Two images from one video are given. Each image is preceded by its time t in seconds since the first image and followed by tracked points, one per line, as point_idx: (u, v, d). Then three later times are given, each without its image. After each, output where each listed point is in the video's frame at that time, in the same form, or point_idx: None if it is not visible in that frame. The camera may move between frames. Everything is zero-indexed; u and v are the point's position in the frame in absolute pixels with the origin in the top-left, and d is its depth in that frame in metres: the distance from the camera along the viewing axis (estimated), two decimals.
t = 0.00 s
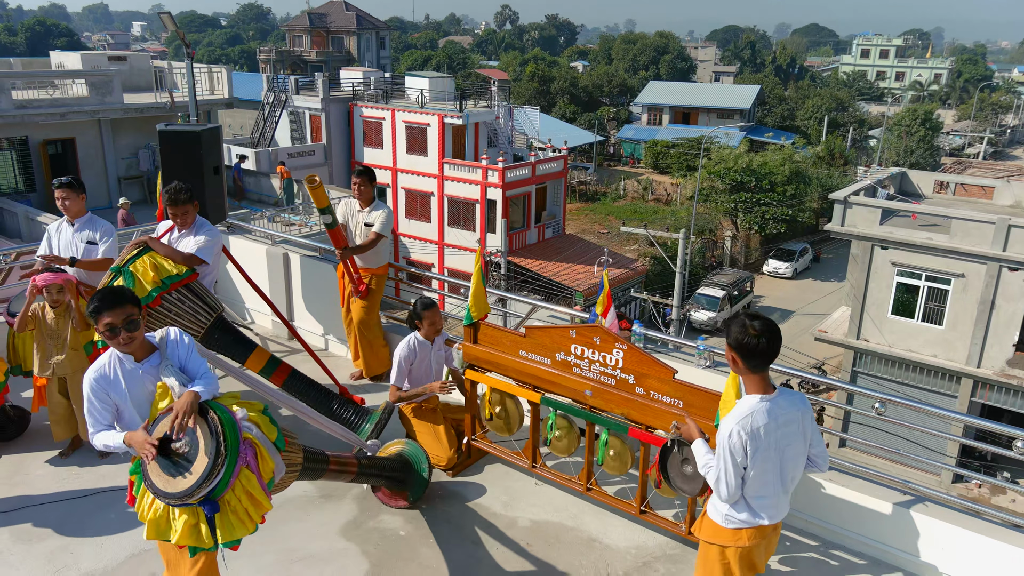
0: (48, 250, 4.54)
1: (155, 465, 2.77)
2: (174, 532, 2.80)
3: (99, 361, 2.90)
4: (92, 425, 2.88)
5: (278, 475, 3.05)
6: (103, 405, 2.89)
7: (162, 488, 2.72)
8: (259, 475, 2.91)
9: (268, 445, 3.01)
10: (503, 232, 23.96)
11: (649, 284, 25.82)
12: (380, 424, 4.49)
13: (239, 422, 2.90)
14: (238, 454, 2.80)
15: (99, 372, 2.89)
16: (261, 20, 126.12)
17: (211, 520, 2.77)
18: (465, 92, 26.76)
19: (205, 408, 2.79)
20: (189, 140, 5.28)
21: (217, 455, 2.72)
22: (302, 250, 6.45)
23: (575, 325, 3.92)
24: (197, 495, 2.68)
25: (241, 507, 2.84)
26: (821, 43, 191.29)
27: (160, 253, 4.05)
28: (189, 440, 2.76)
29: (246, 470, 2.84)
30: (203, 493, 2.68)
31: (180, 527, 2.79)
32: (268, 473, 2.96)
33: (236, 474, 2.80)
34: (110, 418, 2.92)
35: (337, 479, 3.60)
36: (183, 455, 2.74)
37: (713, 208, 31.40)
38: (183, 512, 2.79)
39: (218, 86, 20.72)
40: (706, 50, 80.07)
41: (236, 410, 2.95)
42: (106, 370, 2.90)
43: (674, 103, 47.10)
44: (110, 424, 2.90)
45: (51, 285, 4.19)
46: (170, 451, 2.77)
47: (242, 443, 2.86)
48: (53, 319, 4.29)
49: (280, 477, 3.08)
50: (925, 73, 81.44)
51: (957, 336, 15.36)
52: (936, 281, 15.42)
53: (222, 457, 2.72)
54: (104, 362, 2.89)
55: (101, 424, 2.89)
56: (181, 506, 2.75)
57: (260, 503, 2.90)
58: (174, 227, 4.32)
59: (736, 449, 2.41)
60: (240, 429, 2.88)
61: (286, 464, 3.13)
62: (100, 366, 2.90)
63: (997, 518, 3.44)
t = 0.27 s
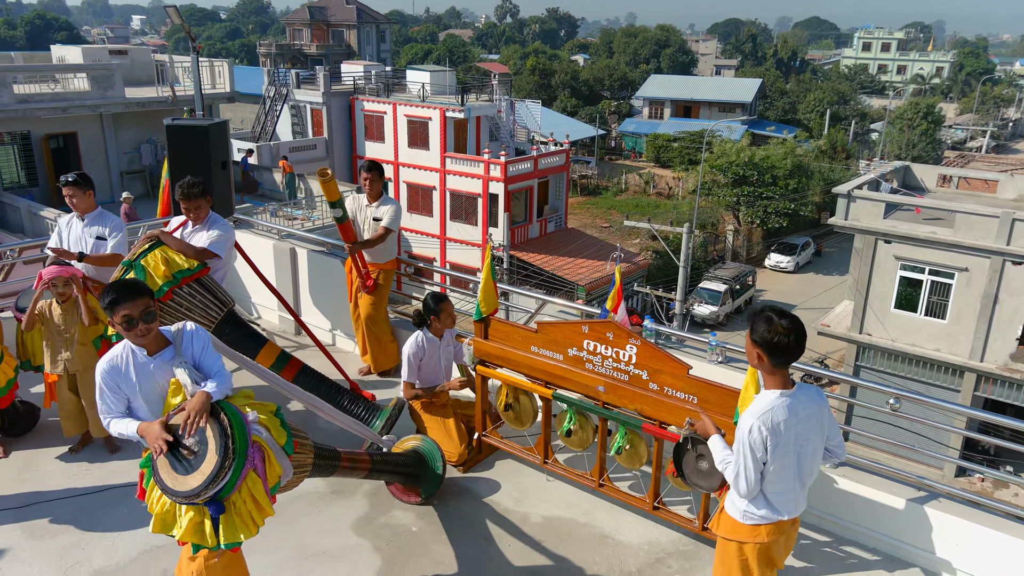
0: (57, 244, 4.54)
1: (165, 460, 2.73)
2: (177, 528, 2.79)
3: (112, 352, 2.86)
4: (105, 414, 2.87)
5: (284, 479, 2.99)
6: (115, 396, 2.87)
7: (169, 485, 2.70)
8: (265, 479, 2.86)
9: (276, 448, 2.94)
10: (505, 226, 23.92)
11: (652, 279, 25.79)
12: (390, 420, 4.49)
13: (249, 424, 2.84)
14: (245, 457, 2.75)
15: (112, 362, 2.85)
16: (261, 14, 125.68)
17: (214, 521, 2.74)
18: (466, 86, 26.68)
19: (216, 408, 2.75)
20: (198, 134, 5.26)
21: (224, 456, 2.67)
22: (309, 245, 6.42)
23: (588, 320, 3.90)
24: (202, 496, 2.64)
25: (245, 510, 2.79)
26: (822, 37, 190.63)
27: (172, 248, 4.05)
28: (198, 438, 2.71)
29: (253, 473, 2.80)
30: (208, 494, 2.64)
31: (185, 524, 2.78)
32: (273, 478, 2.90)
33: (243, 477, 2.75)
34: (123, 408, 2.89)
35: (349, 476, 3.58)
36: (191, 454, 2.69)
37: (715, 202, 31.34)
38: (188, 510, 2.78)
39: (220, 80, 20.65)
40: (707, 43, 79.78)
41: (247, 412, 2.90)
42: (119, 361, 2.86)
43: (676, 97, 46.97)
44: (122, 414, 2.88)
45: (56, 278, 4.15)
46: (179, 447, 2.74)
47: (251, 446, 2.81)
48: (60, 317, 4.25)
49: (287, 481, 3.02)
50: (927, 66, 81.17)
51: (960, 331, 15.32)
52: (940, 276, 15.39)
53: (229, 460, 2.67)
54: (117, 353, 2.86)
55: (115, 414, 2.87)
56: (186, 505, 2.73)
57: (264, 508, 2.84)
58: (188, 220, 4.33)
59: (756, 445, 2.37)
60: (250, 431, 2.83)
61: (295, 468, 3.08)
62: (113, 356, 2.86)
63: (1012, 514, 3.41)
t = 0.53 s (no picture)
0: (66, 241, 4.51)
1: (183, 461, 2.72)
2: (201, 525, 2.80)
3: (129, 350, 2.84)
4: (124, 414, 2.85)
5: (307, 473, 3.00)
6: (131, 395, 2.84)
7: (190, 483, 2.69)
8: (287, 473, 2.86)
9: (297, 443, 2.95)
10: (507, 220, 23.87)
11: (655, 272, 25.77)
12: (402, 416, 4.47)
13: (268, 420, 2.84)
14: (266, 453, 2.75)
15: (128, 362, 2.82)
16: (261, 7, 125.43)
17: (237, 517, 2.74)
18: (468, 80, 26.61)
19: (234, 403, 2.75)
20: (206, 129, 5.23)
21: (244, 453, 2.67)
22: (317, 240, 6.39)
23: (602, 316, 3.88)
24: (225, 492, 2.64)
25: (268, 505, 2.79)
26: (824, 30, 190.13)
27: (185, 243, 4.01)
28: (217, 434, 2.70)
29: (274, 467, 2.80)
30: (230, 490, 2.64)
31: (207, 522, 2.78)
32: (296, 471, 2.90)
33: (265, 471, 2.76)
34: (141, 407, 2.88)
35: (364, 472, 3.57)
36: (213, 449, 2.69)
37: (717, 196, 31.30)
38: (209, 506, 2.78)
39: (222, 74, 20.58)
40: (709, 37, 79.49)
41: (264, 408, 2.90)
42: (137, 359, 2.83)
43: (677, 91, 46.83)
44: (143, 414, 2.87)
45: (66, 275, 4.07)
46: (197, 445, 2.73)
47: (270, 441, 2.81)
48: (72, 314, 4.21)
49: (309, 475, 3.03)
50: (929, 59, 80.86)
51: (964, 325, 15.29)
52: (943, 270, 15.36)
53: (250, 455, 2.67)
54: (134, 351, 2.84)
55: (134, 414, 2.85)
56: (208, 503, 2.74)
57: (289, 501, 2.86)
58: (202, 217, 4.31)
59: (782, 444, 2.35)
60: (269, 427, 2.84)
61: (315, 463, 3.09)
62: (130, 354, 2.83)
63: None
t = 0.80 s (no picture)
0: (74, 236, 4.45)
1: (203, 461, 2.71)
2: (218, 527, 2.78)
3: (149, 348, 2.82)
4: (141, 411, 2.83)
5: (325, 476, 2.97)
6: (150, 393, 2.82)
7: (208, 484, 2.67)
8: (305, 477, 2.84)
9: (316, 446, 2.94)
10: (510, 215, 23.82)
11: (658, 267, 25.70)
12: (417, 413, 4.48)
13: (289, 423, 2.82)
14: (286, 456, 2.73)
15: (148, 359, 2.82)
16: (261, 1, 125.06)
17: (256, 520, 2.72)
18: (470, 74, 26.51)
19: (255, 406, 2.74)
20: (217, 125, 5.20)
21: (264, 455, 2.65)
22: (328, 236, 6.36)
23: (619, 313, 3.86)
24: (243, 495, 2.62)
25: (286, 509, 2.77)
26: (826, 24, 189.48)
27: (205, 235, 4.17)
28: (236, 436, 2.68)
29: (294, 471, 2.78)
30: (249, 493, 2.62)
31: (224, 523, 2.75)
32: (315, 475, 2.89)
33: (284, 475, 2.73)
34: (158, 407, 2.85)
35: (382, 470, 3.56)
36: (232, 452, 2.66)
37: (719, 190, 31.20)
38: (227, 508, 2.76)
39: (225, 68, 20.48)
40: (710, 30, 79.17)
41: (285, 410, 2.89)
42: (157, 357, 2.82)
43: (679, 85, 46.68)
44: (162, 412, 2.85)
45: (78, 272, 4.05)
46: (216, 445, 2.70)
47: (290, 445, 2.80)
48: (86, 309, 4.19)
49: (327, 478, 3.01)
50: (932, 53, 80.53)
51: (968, 320, 15.25)
52: (948, 265, 15.32)
53: (270, 459, 2.66)
54: (156, 348, 2.83)
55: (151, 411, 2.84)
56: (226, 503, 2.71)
57: (306, 507, 2.83)
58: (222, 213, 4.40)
59: (810, 444, 2.31)
60: (289, 429, 2.82)
61: (333, 467, 3.06)
62: (150, 352, 2.82)
63: None
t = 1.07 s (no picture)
0: (84, 233, 4.39)
1: (229, 457, 2.71)
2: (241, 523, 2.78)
3: (169, 346, 2.80)
4: (162, 409, 2.81)
5: (350, 474, 2.99)
6: (172, 391, 2.81)
7: (234, 480, 2.69)
8: (331, 473, 2.86)
9: (341, 443, 2.95)
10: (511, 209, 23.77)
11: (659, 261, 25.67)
12: (430, 408, 4.47)
13: (314, 419, 2.84)
14: (311, 453, 2.75)
15: (170, 357, 2.79)
16: None
17: (280, 516, 2.73)
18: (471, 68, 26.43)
19: (281, 402, 2.76)
20: (228, 119, 5.19)
21: (291, 450, 2.66)
22: (338, 232, 6.34)
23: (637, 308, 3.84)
24: (269, 491, 2.63)
25: (310, 504, 2.78)
26: (825, 17, 188.97)
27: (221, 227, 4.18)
28: (262, 432, 2.69)
29: (318, 467, 2.80)
30: (275, 488, 2.63)
31: (247, 519, 2.76)
32: (340, 472, 2.90)
33: (308, 472, 2.75)
34: (178, 405, 2.84)
35: (401, 466, 3.57)
36: (258, 449, 2.67)
37: (720, 184, 31.15)
38: (251, 504, 2.76)
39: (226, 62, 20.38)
40: (710, 23, 78.92)
41: (310, 407, 2.90)
42: (178, 355, 2.80)
43: (680, 78, 46.56)
44: (180, 409, 2.83)
45: (92, 270, 4.07)
46: (242, 442, 2.71)
47: (315, 441, 2.81)
48: (101, 304, 4.18)
49: (351, 474, 3.02)
50: (932, 46, 80.30)
51: (971, 313, 15.26)
52: (951, 258, 15.30)
53: (296, 455, 2.67)
54: (175, 346, 2.80)
55: (171, 410, 2.81)
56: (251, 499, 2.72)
57: (330, 502, 2.84)
58: (236, 204, 4.43)
59: (842, 438, 2.31)
60: (314, 426, 2.83)
61: (357, 463, 3.08)
62: (171, 350, 2.80)
63: None
